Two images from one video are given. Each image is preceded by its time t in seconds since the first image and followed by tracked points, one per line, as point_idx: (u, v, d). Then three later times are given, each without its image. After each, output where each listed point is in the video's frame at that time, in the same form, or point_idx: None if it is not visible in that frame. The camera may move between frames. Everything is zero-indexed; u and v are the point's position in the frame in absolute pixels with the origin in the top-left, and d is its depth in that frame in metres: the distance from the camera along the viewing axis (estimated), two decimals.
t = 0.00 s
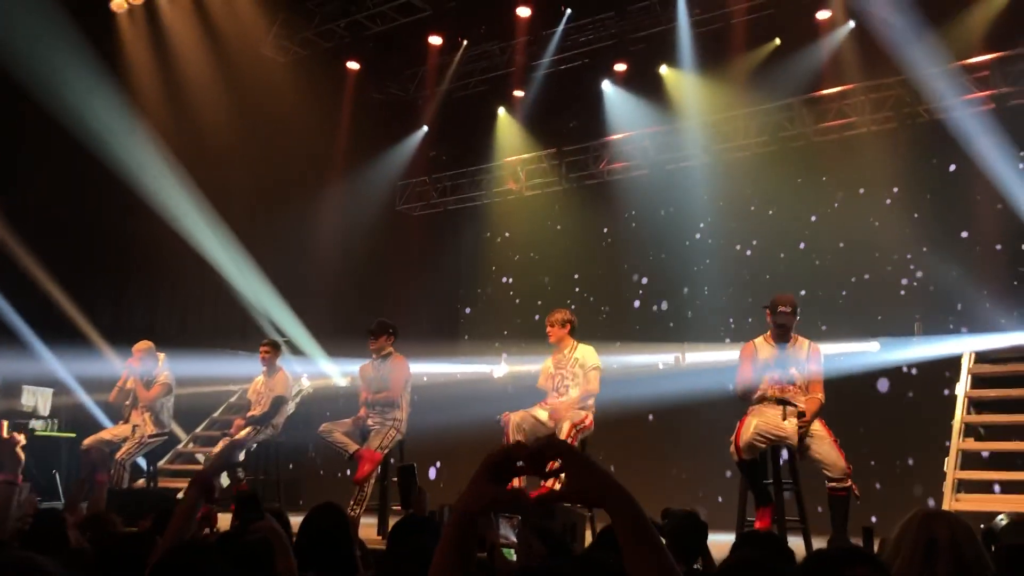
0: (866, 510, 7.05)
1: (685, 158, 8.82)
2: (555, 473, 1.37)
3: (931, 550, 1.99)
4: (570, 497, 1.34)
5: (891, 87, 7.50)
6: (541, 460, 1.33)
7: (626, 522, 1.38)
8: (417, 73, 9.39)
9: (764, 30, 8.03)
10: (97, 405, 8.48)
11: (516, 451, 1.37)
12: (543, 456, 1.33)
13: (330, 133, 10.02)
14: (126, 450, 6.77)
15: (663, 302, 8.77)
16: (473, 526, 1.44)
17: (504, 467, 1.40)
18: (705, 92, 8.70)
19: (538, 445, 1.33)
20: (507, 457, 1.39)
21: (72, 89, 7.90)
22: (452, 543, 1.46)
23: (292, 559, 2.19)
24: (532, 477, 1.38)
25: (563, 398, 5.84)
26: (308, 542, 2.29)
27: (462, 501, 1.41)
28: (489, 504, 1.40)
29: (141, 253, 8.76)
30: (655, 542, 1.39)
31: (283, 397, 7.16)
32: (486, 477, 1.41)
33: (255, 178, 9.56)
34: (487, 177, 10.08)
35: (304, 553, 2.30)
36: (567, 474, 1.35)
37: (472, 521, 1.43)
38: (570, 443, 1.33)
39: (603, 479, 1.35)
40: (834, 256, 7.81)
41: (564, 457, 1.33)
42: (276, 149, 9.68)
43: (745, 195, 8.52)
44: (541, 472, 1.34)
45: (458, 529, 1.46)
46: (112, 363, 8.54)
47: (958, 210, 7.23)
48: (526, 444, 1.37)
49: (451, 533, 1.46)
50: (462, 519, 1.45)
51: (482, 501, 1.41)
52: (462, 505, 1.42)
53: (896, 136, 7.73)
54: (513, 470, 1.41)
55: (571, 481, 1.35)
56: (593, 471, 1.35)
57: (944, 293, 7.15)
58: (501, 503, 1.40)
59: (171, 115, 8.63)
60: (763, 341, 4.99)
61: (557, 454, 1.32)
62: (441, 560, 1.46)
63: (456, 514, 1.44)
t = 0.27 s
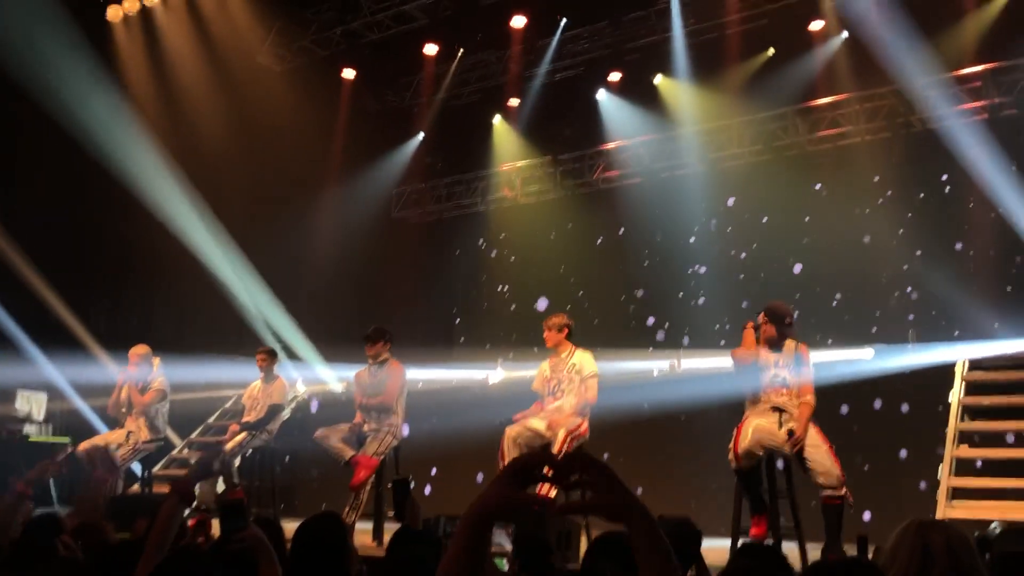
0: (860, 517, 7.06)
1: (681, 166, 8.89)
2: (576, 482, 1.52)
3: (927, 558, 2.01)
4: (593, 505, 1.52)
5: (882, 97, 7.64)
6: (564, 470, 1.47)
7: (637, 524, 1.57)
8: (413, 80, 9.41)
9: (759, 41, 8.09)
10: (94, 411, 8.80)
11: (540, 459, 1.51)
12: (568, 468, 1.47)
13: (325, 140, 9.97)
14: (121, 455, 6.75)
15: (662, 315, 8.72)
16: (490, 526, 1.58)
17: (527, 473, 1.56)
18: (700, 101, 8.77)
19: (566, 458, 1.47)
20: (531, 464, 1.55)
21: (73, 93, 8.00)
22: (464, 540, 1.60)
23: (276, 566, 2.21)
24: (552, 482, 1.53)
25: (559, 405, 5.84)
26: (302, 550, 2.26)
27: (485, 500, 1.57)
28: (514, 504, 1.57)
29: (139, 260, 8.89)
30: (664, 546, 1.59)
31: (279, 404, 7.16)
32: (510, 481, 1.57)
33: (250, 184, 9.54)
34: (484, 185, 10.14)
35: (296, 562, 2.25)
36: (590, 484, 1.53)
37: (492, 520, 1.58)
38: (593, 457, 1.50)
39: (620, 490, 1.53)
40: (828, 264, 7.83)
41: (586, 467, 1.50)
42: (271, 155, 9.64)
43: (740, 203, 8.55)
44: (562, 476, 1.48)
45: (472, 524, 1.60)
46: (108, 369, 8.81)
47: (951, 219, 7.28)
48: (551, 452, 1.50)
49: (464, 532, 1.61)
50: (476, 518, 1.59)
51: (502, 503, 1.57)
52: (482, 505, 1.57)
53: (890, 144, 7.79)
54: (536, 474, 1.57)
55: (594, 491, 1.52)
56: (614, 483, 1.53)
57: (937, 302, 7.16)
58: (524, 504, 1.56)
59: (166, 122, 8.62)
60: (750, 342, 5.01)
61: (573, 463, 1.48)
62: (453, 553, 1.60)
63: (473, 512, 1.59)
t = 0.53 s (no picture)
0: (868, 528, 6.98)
1: (688, 174, 8.81)
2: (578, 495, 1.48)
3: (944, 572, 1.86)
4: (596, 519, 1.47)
5: (891, 104, 7.55)
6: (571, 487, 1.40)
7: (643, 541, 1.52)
8: (417, 88, 9.43)
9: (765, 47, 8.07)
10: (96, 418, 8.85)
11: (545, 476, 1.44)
12: (571, 486, 1.41)
13: (331, 147, 9.99)
14: (124, 465, 6.79)
15: (677, 325, 8.60)
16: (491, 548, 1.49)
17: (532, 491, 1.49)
18: (708, 108, 8.79)
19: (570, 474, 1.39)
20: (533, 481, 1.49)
21: (84, 99, 8.12)
22: (468, 560, 1.49)
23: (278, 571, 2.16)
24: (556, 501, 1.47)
25: (566, 416, 5.81)
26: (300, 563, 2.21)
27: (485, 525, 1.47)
28: (513, 525, 1.47)
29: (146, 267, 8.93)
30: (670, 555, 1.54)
31: (284, 410, 7.10)
32: (516, 500, 1.48)
33: (253, 190, 9.50)
34: (488, 193, 10.08)
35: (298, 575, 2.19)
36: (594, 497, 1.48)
37: (489, 543, 1.48)
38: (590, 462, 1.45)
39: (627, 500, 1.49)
40: (834, 271, 7.79)
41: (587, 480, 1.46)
42: (276, 162, 9.61)
43: (746, 211, 8.49)
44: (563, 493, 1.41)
45: (475, 552, 1.48)
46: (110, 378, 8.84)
47: (957, 226, 7.24)
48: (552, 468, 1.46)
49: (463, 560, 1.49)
50: (479, 542, 1.49)
51: (512, 523, 1.48)
52: (491, 525, 1.48)
53: (896, 152, 7.75)
54: (537, 493, 1.48)
55: (598, 507, 1.49)
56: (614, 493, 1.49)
57: (944, 310, 7.11)
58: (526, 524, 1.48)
59: (172, 130, 8.65)
60: (750, 344, 4.88)
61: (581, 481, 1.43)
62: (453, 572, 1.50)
63: (477, 531, 1.49)
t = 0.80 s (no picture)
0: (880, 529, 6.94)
1: (697, 173, 8.90)
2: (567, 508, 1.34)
3: None
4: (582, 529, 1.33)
5: (901, 103, 7.61)
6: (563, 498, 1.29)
7: (636, 551, 1.37)
8: (427, 88, 9.41)
9: (777, 45, 7.97)
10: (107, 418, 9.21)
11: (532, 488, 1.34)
12: (558, 496, 1.30)
13: (339, 147, 9.94)
14: (136, 464, 6.81)
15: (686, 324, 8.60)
16: (489, 559, 1.44)
17: (523, 498, 1.37)
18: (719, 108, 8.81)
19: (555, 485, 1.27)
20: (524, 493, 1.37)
21: (101, 100, 8.16)
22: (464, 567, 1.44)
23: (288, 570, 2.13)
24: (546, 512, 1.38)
25: (576, 417, 5.80)
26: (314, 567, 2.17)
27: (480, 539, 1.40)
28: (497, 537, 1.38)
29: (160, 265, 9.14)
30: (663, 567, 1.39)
31: (295, 410, 7.16)
32: (503, 515, 1.39)
33: (263, 190, 9.52)
34: (498, 192, 10.21)
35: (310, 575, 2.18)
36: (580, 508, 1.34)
37: (487, 551, 1.42)
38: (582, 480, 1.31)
39: (612, 510, 1.35)
40: (845, 270, 7.76)
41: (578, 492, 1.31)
42: (287, 162, 9.63)
43: (756, 210, 8.50)
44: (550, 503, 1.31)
45: (474, 557, 1.44)
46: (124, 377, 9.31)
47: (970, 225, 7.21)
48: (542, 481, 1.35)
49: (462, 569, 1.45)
50: (473, 558, 1.44)
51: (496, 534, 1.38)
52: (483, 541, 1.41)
53: (906, 153, 7.79)
54: (525, 505, 1.39)
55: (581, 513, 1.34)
56: (606, 506, 1.35)
57: (957, 308, 7.09)
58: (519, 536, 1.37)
59: (182, 131, 8.67)
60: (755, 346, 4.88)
61: (571, 489, 1.30)
62: None
63: (473, 545, 1.43)
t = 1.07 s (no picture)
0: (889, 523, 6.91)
1: (702, 166, 8.84)
2: (550, 495, 1.35)
3: (962, 569, 1.76)
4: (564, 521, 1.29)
5: (908, 95, 7.59)
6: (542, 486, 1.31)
7: (630, 540, 1.36)
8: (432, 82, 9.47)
9: (781, 37, 8.06)
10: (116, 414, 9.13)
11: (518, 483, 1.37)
12: (536, 487, 1.33)
13: (344, 143, 10.04)
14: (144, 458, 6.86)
15: (692, 317, 8.59)
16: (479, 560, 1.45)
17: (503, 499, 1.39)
18: (725, 100, 8.73)
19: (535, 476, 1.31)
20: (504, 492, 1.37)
21: (111, 95, 8.26)
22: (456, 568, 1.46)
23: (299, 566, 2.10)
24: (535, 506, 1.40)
25: (583, 411, 5.81)
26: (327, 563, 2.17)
27: (471, 534, 1.42)
28: (487, 538, 1.41)
29: (165, 260, 9.14)
30: (649, 553, 1.36)
31: (303, 406, 7.17)
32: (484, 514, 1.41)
33: (268, 185, 9.52)
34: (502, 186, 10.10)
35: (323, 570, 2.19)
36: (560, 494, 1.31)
37: (478, 552, 1.44)
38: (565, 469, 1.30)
39: (599, 502, 1.31)
40: (849, 262, 7.75)
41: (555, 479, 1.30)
42: (292, 157, 9.67)
43: (763, 204, 8.45)
44: (537, 497, 1.35)
45: (465, 558, 1.45)
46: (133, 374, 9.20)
47: (978, 217, 7.15)
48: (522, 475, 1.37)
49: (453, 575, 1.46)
50: (464, 558, 1.45)
51: (485, 533, 1.42)
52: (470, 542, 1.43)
53: (915, 145, 7.67)
54: (512, 501, 1.41)
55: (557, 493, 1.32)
56: (588, 493, 1.31)
57: (960, 298, 7.07)
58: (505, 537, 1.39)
59: (189, 126, 8.70)
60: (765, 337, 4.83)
61: (552, 479, 1.32)
62: None
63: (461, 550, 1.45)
